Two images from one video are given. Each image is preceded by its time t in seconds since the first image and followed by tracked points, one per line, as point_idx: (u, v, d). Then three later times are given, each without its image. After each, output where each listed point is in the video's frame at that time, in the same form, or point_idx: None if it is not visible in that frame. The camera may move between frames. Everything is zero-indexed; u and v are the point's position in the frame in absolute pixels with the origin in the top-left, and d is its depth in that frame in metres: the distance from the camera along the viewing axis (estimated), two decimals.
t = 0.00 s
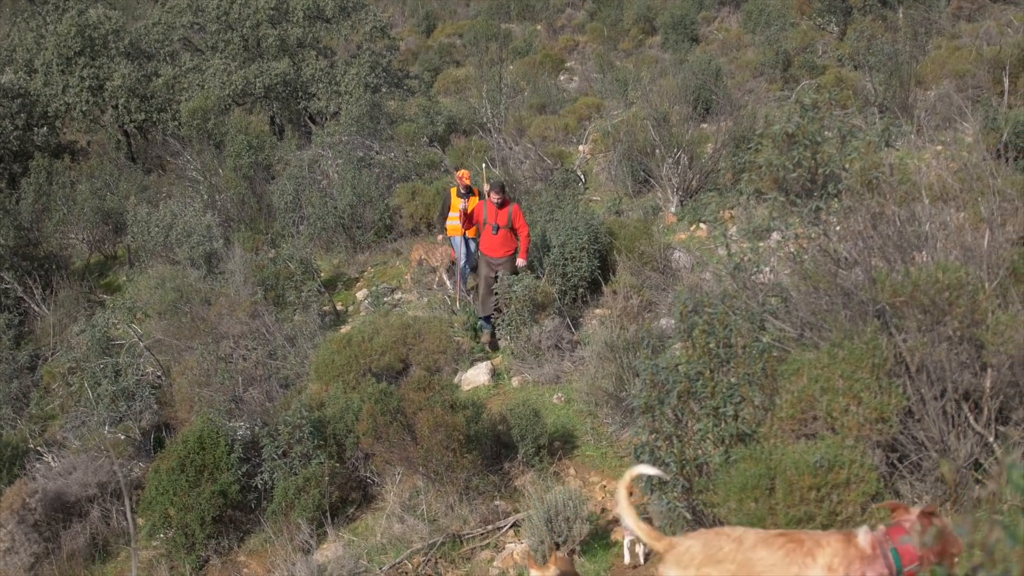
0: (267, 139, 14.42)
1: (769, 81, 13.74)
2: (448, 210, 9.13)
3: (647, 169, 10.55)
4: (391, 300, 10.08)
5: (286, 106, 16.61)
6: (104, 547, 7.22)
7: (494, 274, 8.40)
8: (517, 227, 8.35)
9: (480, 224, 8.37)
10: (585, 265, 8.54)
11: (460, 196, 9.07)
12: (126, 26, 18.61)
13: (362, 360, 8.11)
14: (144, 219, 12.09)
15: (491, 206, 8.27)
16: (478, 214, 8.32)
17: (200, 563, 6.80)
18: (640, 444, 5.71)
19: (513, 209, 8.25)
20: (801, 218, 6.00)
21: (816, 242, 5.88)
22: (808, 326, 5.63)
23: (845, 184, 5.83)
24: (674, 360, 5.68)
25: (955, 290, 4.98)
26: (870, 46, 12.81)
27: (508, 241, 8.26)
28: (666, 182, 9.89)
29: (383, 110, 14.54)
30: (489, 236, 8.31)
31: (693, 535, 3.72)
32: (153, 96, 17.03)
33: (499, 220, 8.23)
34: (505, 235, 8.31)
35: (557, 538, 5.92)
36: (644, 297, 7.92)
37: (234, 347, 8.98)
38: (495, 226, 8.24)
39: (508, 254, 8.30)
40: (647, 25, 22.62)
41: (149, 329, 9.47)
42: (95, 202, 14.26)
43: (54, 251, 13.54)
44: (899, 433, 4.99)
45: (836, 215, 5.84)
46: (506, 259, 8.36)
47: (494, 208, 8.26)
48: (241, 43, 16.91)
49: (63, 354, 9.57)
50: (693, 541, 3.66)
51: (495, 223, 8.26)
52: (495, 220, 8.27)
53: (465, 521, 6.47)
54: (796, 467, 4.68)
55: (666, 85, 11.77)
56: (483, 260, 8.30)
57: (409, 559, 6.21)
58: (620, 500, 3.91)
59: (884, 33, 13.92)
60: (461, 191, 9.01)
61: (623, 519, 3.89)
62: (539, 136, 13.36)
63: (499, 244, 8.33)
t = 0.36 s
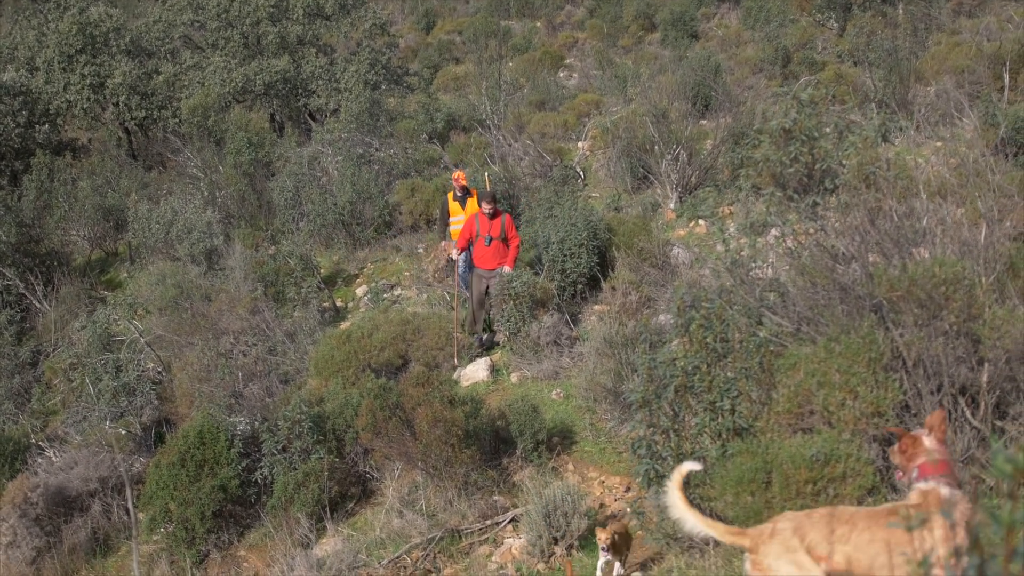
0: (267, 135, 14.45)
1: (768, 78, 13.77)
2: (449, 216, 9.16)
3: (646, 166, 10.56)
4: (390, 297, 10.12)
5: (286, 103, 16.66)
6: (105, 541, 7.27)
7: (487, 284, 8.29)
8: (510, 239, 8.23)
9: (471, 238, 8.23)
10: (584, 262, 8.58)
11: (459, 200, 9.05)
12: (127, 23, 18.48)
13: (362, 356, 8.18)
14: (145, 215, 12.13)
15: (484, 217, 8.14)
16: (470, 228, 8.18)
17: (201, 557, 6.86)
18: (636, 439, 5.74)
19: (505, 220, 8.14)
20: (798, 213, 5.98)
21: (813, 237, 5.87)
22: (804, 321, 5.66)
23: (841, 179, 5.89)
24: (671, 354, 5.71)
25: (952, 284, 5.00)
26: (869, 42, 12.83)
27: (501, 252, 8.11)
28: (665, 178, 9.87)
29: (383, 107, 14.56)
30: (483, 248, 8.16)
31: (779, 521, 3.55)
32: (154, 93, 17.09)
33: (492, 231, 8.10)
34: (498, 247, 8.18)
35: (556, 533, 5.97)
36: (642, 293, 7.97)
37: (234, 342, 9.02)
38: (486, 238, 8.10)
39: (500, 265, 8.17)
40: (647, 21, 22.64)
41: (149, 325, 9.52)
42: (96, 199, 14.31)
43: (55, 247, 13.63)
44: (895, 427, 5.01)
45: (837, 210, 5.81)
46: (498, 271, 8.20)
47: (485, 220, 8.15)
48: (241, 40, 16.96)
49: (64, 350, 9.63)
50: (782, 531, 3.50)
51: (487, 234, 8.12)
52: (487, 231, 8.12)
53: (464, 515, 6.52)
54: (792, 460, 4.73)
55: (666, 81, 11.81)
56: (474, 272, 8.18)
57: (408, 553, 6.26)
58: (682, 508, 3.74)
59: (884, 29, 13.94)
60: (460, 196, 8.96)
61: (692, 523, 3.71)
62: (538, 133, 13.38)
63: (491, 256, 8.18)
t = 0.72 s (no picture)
0: (268, 132, 14.44)
1: (769, 75, 13.80)
2: (451, 211, 9.07)
3: (646, 162, 10.59)
4: (390, 293, 10.14)
5: (287, 100, 16.61)
6: (106, 536, 7.31)
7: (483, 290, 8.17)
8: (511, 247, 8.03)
9: (471, 246, 8.07)
10: (584, 258, 8.59)
11: (461, 197, 8.94)
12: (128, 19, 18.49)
13: (362, 351, 8.20)
14: (146, 211, 12.15)
15: (483, 223, 7.98)
16: (469, 235, 8.03)
17: (201, 552, 6.87)
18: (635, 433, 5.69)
19: (505, 227, 7.93)
20: (797, 207, 6.06)
21: (813, 233, 5.86)
22: (803, 316, 5.66)
23: (840, 174, 5.95)
24: (671, 349, 5.65)
25: (950, 280, 5.04)
26: (870, 39, 12.86)
27: (500, 261, 7.93)
28: (665, 174, 9.90)
29: (384, 103, 14.56)
30: (481, 257, 8.00)
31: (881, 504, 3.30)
32: (154, 89, 17.05)
33: (491, 240, 7.92)
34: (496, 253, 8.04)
35: (555, 528, 6.03)
36: (642, 289, 8.00)
37: (234, 338, 9.03)
38: (485, 246, 7.96)
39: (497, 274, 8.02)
40: (647, 18, 22.67)
41: (150, 321, 9.54)
42: (97, 195, 14.34)
43: (55, 244, 13.72)
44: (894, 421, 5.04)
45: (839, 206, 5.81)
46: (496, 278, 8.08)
47: (485, 228, 7.97)
48: (242, 36, 16.94)
49: (65, 346, 9.64)
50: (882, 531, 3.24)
51: (486, 242, 7.97)
52: (486, 239, 7.96)
53: (463, 510, 6.56)
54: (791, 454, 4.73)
55: (666, 78, 11.86)
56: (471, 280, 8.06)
57: (408, 548, 6.29)
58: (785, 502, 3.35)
59: (884, 26, 13.97)
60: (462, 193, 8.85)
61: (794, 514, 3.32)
62: (538, 129, 13.41)
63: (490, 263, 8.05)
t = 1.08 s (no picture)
0: (268, 127, 14.46)
1: (767, 70, 13.89)
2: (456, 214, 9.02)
3: (645, 157, 10.68)
4: (391, 287, 10.15)
5: (285, 95, 16.66)
6: (106, 532, 7.30)
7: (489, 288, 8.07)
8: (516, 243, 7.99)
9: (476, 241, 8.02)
10: (584, 252, 8.62)
11: (467, 198, 8.90)
12: (125, 15, 18.43)
13: (363, 345, 8.22)
14: (145, 207, 12.15)
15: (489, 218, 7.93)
16: (475, 230, 7.99)
17: (202, 547, 6.91)
18: (639, 424, 5.76)
19: (511, 223, 7.91)
20: (800, 202, 6.15)
21: (813, 226, 6.05)
22: (804, 307, 5.89)
23: (841, 166, 6.00)
24: (674, 341, 5.72)
25: (950, 270, 5.25)
26: (867, 34, 12.95)
27: (504, 256, 7.87)
28: (664, 169, 10.00)
29: (382, 98, 14.53)
30: (485, 251, 7.94)
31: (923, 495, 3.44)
32: (152, 84, 16.94)
33: (497, 234, 7.88)
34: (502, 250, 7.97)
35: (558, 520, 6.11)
36: (642, 283, 8.06)
37: (234, 333, 9.03)
38: (491, 241, 7.89)
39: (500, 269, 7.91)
40: (645, 14, 22.69)
41: (149, 316, 9.53)
42: (95, 190, 14.30)
43: (53, 239, 13.48)
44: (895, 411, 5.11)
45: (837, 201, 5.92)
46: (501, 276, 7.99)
47: (491, 222, 7.93)
48: (241, 31, 16.78)
49: (64, 341, 9.62)
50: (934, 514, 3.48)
51: (492, 237, 7.91)
52: (492, 234, 7.91)
53: (465, 504, 6.67)
54: (793, 444, 4.81)
55: (664, 73, 11.93)
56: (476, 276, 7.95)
57: (411, 541, 6.36)
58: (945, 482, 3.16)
59: (880, 22, 14.07)
60: (468, 193, 8.82)
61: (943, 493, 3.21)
62: (537, 124, 13.49)
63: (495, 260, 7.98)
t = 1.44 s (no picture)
0: (258, 122, 14.31)
1: (758, 66, 14.00)
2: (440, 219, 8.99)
3: (638, 152, 10.66)
4: (385, 282, 10.12)
5: (276, 89, 16.51)
6: (96, 532, 7.23)
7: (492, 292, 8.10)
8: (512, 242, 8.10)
9: (473, 243, 8.04)
10: (579, 246, 8.62)
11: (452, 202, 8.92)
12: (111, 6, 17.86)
13: (358, 341, 8.17)
14: (134, 201, 11.99)
15: (484, 220, 7.98)
16: (471, 231, 7.99)
17: (196, 545, 6.91)
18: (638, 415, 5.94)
19: (507, 223, 8.02)
20: (793, 195, 6.29)
21: (807, 220, 6.18)
22: (800, 299, 5.91)
23: (835, 161, 6.18)
24: (672, 333, 5.89)
25: (940, 263, 5.40)
26: (856, 31, 13.05)
27: (505, 258, 7.98)
28: (657, 164, 10.01)
29: (374, 94, 14.43)
30: (485, 253, 7.99)
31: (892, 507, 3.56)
32: (141, 78, 16.69)
33: (496, 236, 7.94)
34: (500, 251, 8.05)
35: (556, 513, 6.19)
36: (637, 277, 8.10)
37: (226, 328, 8.96)
38: (491, 243, 7.95)
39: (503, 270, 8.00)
40: (636, 11, 22.73)
41: (140, 312, 9.41)
42: (84, 185, 14.07)
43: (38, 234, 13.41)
44: (890, 401, 5.16)
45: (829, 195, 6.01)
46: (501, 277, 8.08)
47: (488, 223, 7.97)
48: (231, 25, 16.67)
49: (52, 338, 9.51)
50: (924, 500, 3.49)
51: (491, 239, 7.97)
52: (490, 236, 7.97)
53: (462, 499, 6.72)
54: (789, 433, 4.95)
55: (658, 68, 11.83)
56: (477, 280, 7.96)
57: (407, 537, 6.38)
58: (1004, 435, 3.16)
59: (870, 19, 14.20)
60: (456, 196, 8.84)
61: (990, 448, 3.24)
62: (531, 119, 13.58)
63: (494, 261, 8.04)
